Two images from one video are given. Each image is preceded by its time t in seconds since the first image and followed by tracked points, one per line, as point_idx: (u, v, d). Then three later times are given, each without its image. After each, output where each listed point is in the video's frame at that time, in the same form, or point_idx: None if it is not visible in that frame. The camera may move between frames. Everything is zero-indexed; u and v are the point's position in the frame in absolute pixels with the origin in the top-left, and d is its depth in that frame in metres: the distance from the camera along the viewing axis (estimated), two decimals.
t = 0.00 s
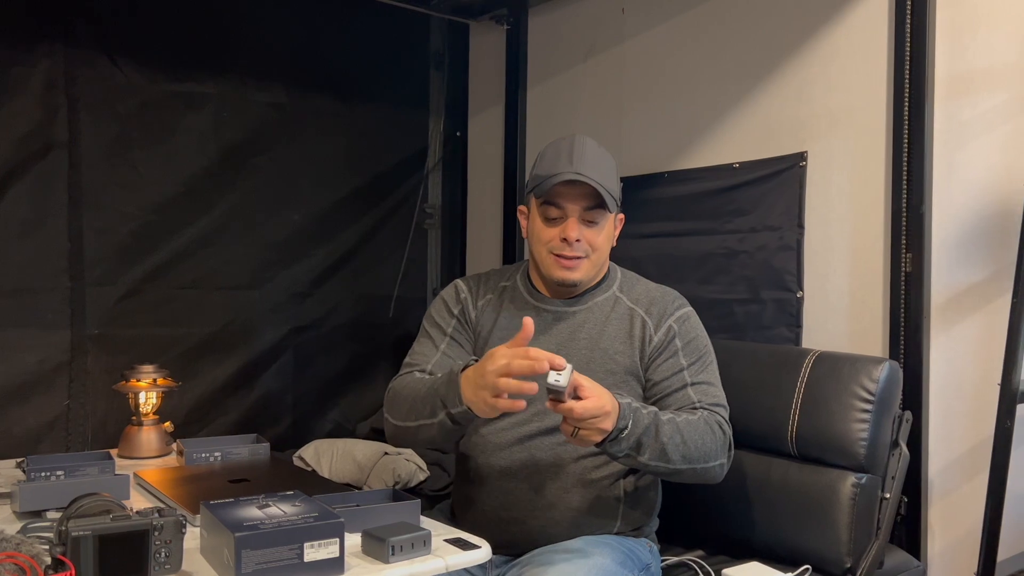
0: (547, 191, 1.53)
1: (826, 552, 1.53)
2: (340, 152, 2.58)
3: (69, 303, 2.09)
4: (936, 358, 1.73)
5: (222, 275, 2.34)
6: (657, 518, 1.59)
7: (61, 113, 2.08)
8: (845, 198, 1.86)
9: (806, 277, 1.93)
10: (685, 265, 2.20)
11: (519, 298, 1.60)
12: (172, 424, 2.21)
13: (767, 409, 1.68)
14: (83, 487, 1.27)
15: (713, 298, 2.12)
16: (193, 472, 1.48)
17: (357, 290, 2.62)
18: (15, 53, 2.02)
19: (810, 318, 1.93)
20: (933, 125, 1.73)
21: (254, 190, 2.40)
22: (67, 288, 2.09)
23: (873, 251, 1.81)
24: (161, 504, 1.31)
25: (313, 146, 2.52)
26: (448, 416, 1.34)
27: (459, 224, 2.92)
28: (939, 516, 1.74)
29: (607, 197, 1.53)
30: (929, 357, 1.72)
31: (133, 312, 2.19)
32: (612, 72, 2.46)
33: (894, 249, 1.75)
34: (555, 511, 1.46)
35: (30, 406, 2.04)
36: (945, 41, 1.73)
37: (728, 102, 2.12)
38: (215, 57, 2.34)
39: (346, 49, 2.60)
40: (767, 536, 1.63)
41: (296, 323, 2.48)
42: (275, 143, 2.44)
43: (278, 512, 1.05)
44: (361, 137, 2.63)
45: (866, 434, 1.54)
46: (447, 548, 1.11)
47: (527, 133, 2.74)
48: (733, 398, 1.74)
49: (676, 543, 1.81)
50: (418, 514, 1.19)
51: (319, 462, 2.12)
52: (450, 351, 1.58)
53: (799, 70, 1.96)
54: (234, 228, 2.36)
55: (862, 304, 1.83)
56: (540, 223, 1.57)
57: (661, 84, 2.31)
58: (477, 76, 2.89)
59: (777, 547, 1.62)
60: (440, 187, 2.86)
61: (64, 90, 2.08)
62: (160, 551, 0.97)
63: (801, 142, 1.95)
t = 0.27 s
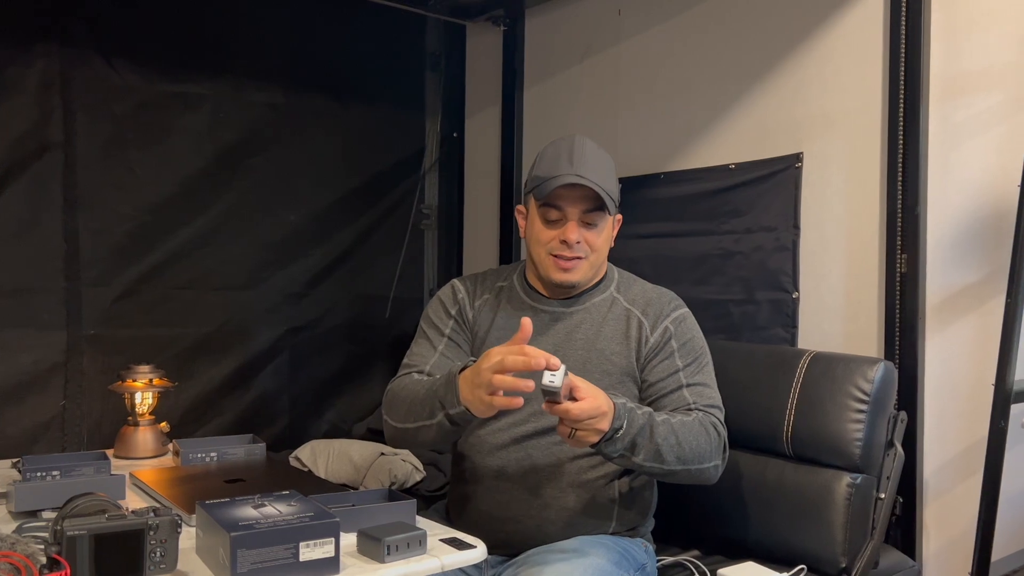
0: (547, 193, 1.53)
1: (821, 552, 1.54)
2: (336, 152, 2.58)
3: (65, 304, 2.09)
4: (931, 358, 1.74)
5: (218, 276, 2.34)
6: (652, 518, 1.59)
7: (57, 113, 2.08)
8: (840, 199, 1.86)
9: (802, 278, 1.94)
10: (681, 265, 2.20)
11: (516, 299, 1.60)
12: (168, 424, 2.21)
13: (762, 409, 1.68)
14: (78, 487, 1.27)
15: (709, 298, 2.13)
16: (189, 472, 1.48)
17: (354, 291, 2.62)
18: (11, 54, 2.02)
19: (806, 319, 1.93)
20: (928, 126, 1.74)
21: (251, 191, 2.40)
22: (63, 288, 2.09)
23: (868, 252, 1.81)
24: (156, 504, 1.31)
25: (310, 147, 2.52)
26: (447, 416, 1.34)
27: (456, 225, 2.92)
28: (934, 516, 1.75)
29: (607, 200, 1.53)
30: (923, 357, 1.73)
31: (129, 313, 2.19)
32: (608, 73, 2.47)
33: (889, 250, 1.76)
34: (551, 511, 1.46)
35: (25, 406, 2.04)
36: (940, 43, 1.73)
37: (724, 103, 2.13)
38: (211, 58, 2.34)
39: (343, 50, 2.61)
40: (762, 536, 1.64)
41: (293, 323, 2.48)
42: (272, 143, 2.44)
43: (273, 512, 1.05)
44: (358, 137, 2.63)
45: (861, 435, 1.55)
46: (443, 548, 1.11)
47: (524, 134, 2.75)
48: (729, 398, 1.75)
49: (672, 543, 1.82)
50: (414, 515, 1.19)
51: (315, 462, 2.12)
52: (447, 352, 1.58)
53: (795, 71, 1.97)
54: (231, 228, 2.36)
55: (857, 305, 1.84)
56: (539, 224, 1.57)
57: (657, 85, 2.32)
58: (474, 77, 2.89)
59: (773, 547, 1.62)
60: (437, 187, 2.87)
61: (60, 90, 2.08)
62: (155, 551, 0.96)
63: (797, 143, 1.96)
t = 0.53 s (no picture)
0: (545, 193, 1.54)
1: (816, 553, 1.54)
2: (333, 153, 2.58)
3: (61, 304, 2.09)
4: (926, 360, 1.74)
5: (214, 277, 2.34)
6: (648, 519, 1.59)
7: (53, 114, 2.08)
8: (836, 201, 1.87)
9: (797, 279, 1.94)
10: (677, 267, 2.21)
11: (513, 300, 1.61)
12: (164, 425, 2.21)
13: (758, 411, 1.68)
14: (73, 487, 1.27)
15: (705, 300, 2.13)
16: (184, 473, 1.48)
17: (350, 292, 2.62)
18: (7, 54, 2.02)
19: (801, 320, 1.94)
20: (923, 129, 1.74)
21: (247, 191, 2.40)
22: (59, 289, 2.08)
23: (863, 254, 1.82)
24: (151, 505, 1.31)
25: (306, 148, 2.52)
26: (447, 419, 1.34)
27: (453, 226, 2.92)
28: (929, 518, 1.75)
29: (605, 199, 1.55)
30: (918, 359, 1.73)
31: (125, 313, 2.18)
32: (604, 74, 2.47)
33: (884, 252, 1.76)
34: (547, 512, 1.46)
35: (21, 407, 2.04)
36: (936, 45, 1.74)
37: (719, 105, 2.13)
38: (208, 58, 2.33)
39: (339, 51, 2.61)
40: (757, 537, 1.64)
41: (289, 324, 2.48)
42: (268, 144, 2.44)
43: (267, 513, 1.05)
44: (355, 138, 2.63)
45: (856, 436, 1.55)
46: (437, 549, 1.11)
47: (521, 135, 2.75)
48: (724, 400, 1.75)
49: (667, 545, 1.82)
50: (408, 516, 1.19)
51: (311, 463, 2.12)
52: (445, 354, 1.58)
53: (791, 73, 1.97)
54: (227, 229, 2.36)
55: (852, 306, 1.84)
56: (537, 225, 1.57)
57: (654, 87, 2.32)
58: (471, 78, 2.90)
59: (768, 548, 1.62)
60: (434, 188, 2.87)
61: (56, 91, 2.08)
62: (149, 552, 0.97)
63: (793, 145, 1.96)
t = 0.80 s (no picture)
0: (543, 193, 1.54)
1: (812, 554, 1.54)
2: (330, 154, 2.58)
3: (57, 304, 2.09)
4: (922, 361, 1.75)
5: (211, 277, 2.33)
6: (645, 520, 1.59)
7: (49, 113, 2.07)
8: (832, 202, 1.87)
9: (794, 280, 1.94)
10: (674, 267, 2.21)
11: (511, 301, 1.61)
12: (160, 425, 2.20)
13: (754, 411, 1.69)
14: (68, 487, 1.27)
15: (701, 300, 2.13)
16: (180, 472, 1.48)
17: (347, 292, 2.62)
18: (3, 54, 2.01)
19: (797, 321, 1.94)
20: (920, 130, 1.75)
21: (244, 191, 2.40)
22: (55, 288, 2.08)
23: (859, 255, 1.82)
24: (147, 504, 1.31)
25: (303, 148, 2.52)
26: (445, 421, 1.34)
27: (450, 227, 2.92)
28: (924, 519, 1.75)
29: (602, 199, 1.55)
30: (914, 360, 1.74)
31: (121, 313, 2.18)
32: (602, 75, 2.47)
33: (881, 253, 1.76)
34: (543, 512, 1.46)
35: (16, 407, 2.03)
36: (932, 47, 1.74)
37: (716, 106, 2.14)
38: (205, 58, 2.33)
39: (336, 51, 2.61)
40: (754, 537, 1.64)
41: (286, 325, 2.48)
42: (265, 144, 2.44)
43: (263, 512, 1.05)
44: (352, 139, 2.63)
45: (853, 436, 1.55)
46: (433, 548, 1.11)
47: (518, 136, 2.75)
48: (721, 400, 1.75)
49: (664, 545, 1.82)
50: (404, 515, 1.19)
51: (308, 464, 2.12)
52: (442, 355, 1.58)
53: (788, 74, 1.98)
54: (224, 229, 2.36)
55: (849, 307, 1.84)
56: (535, 225, 1.57)
57: (651, 88, 2.32)
58: (468, 79, 2.90)
59: (764, 549, 1.62)
60: (431, 189, 2.87)
61: (52, 90, 2.08)
62: (144, 551, 0.97)
63: (789, 146, 1.97)
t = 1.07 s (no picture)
0: (539, 193, 1.55)
1: (808, 554, 1.54)
2: (328, 153, 2.58)
3: (53, 304, 2.08)
4: (918, 361, 1.75)
5: (208, 277, 2.33)
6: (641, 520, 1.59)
7: (46, 112, 2.07)
8: (829, 203, 1.88)
9: (791, 281, 1.94)
10: (671, 268, 2.21)
11: (507, 301, 1.61)
12: (157, 425, 2.20)
13: (751, 411, 1.69)
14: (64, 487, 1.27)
15: (698, 301, 2.13)
16: (177, 472, 1.48)
17: (344, 292, 2.62)
18: None
19: (794, 321, 1.94)
20: (916, 131, 1.75)
21: (241, 191, 2.39)
22: (52, 288, 2.08)
23: (856, 255, 1.83)
24: (143, 504, 1.31)
25: (300, 148, 2.52)
26: (438, 423, 1.34)
27: (447, 227, 2.92)
28: (921, 519, 1.76)
29: (599, 199, 1.55)
30: (911, 360, 1.74)
31: (118, 313, 2.18)
32: (599, 76, 2.48)
33: (877, 254, 1.77)
34: (539, 512, 1.46)
35: (13, 407, 2.03)
36: (928, 48, 1.75)
37: (713, 107, 2.14)
38: (202, 58, 2.33)
39: (334, 51, 2.61)
40: (750, 538, 1.64)
41: (283, 325, 2.48)
42: (262, 144, 2.44)
43: (260, 511, 1.05)
44: (349, 139, 2.63)
45: (849, 436, 1.56)
46: (430, 548, 1.11)
47: (515, 136, 2.75)
48: (718, 400, 1.75)
49: (660, 546, 1.82)
50: (401, 515, 1.19)
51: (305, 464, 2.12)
52: (439, 356, 1.58)
53: (784, 75, 1.98)
54: (221, 229, 2.36)
55: (846, 308, 1.85)
56: (531, 225, 1.58)
57: (648, 88, 2.32)
58: (465, 79, 2.90)
59: (761, 549, 1.63)
60: (428, 189, 2.87)
61: (49, 90, 2.08)
62: (140, 550, 0.97)
63: (786, 147, 1.97)
